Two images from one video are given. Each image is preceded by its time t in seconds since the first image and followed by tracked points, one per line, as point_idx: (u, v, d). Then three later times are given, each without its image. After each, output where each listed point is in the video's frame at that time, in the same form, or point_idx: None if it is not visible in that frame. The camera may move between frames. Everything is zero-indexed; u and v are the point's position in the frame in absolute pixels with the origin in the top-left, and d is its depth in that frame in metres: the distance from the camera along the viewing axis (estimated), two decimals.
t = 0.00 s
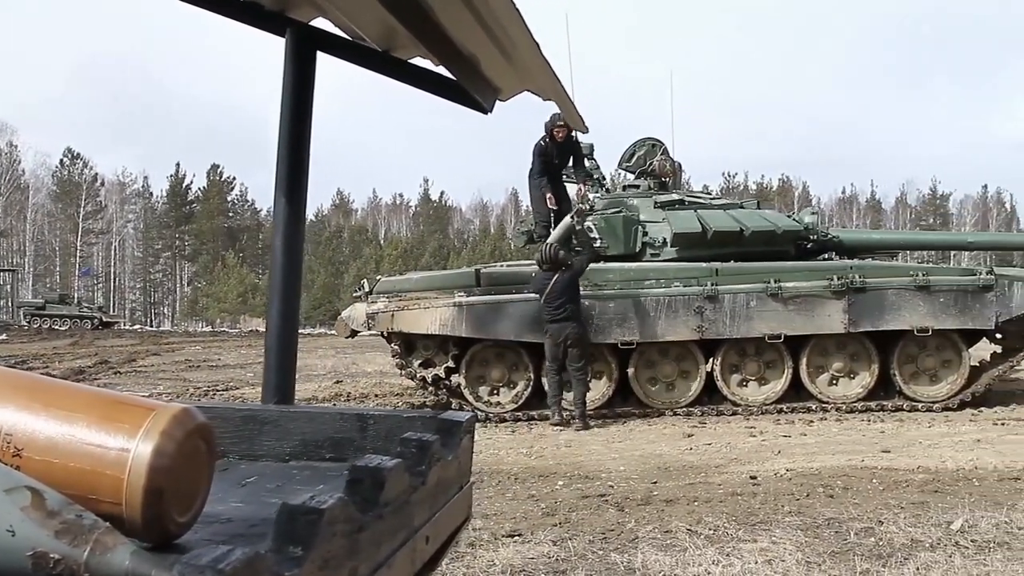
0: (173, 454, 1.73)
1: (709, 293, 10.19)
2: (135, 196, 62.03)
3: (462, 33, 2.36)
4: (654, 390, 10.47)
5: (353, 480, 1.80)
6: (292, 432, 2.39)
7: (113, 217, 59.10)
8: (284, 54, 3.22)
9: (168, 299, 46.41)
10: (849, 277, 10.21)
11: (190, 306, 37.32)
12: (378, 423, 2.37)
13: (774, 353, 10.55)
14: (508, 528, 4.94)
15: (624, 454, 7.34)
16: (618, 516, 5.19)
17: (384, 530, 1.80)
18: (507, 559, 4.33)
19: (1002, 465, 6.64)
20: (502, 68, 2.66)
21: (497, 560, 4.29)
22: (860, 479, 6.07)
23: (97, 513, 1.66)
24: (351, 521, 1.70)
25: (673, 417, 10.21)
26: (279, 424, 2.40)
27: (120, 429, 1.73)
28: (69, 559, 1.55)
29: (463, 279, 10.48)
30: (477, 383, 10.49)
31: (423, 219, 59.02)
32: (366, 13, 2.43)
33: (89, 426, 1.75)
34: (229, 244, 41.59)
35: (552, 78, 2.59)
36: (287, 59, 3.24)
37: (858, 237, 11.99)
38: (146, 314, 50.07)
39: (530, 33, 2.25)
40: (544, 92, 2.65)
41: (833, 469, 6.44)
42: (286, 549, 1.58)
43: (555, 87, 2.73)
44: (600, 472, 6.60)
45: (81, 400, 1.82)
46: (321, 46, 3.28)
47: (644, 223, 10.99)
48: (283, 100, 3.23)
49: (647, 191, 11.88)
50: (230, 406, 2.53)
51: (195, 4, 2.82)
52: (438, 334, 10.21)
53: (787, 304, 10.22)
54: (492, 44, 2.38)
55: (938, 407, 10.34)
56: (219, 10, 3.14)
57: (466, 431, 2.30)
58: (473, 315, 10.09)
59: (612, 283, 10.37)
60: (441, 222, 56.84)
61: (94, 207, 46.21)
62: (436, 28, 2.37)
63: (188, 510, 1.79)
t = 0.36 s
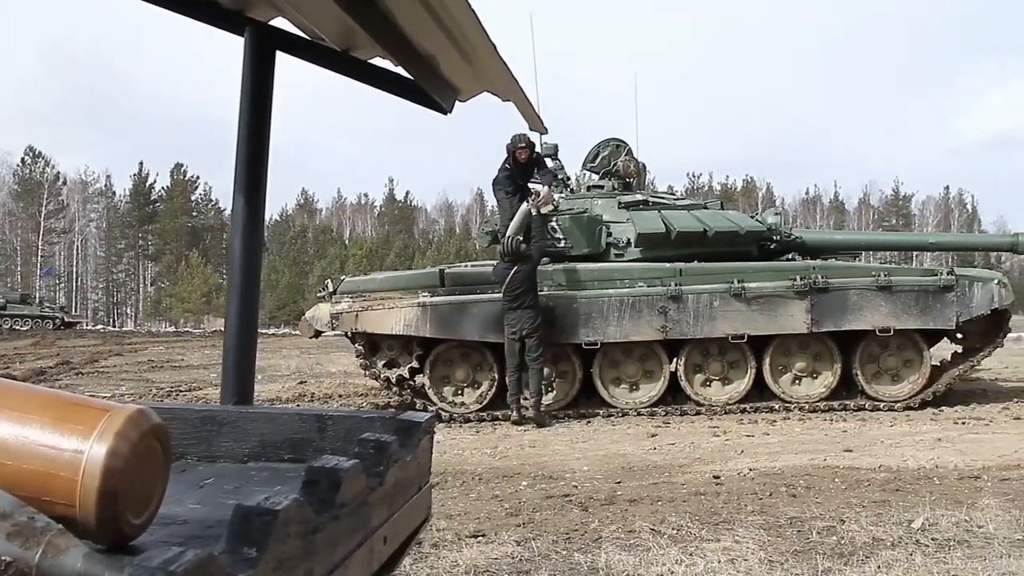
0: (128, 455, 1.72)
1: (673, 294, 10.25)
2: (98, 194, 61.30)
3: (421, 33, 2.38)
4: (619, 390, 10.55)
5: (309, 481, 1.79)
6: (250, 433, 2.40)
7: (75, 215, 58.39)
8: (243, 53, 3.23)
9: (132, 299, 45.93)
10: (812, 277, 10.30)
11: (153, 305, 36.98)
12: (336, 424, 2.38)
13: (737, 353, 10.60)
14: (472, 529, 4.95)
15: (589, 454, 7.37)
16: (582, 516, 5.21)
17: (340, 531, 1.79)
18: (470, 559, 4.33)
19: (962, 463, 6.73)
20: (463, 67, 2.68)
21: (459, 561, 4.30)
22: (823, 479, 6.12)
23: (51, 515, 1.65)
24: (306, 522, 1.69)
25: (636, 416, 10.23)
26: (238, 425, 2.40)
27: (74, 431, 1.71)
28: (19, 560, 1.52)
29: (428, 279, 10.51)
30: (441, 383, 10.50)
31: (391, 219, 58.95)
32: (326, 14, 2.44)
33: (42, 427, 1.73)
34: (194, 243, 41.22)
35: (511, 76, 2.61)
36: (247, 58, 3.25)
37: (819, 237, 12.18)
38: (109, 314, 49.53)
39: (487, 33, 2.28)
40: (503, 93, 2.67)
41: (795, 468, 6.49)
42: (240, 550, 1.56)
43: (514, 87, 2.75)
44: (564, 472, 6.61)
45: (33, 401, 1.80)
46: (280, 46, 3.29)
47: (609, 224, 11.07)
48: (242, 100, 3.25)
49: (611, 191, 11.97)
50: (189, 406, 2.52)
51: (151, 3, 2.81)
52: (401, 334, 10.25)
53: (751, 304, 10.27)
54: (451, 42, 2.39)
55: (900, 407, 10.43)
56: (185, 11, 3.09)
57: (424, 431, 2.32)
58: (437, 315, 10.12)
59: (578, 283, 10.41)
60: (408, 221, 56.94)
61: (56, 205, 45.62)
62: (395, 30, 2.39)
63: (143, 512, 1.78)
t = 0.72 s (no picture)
0: (95, 459, 1.70)
1: (646, 296, 10.28)
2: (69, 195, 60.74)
3: (388, 35, 2.38)
4: (592, 391, 10.58)
5: (277, 484, 1.79)
6: (220, 436, 2.41)
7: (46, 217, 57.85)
8: (212, 56, 3.23)
9: (104, 301, 45.57)
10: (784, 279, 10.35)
11: (126, 308, 36.71)
12: (307, 427, 2.40)
13: (711, 354, 10.64)
14: (445, 531, 4.95)
15: (562, 456, 7.38)
16: (554, 518, 5.22)
17: (308, 535, 1.79)
18: (443, 562, 4.33)
19: (933, 463, 6.78)
20: (431, 70, 2.69)
21: (432, 563, 4.30)
22: (795, 479, 6.15)
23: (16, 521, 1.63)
24: (273, 525, 1.68)
25: (610, 418, 10.25)
26: (208, 428, 2.41)
27: (40, 435, 1.69)
28: None
29: (401, 281, 10.52)
30: (415, 386, 10.50)
31: (366, 221, 58.89)
32: (295, 16, 2.45)
33: (6, 430, 1.70)
34: (168, 245, 40.97)
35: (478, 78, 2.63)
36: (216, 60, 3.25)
37: (792, 237, 12.19)
38: (81, 316, 49.08)
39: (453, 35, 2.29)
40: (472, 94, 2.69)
41: (768, 469, 6.53)
42: (205, 553, 1.54)
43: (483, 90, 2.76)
44: (537, 474, 6.63)
45: None
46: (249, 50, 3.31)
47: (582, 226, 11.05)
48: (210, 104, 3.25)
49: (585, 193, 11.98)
50: (160, 409, 2.53)
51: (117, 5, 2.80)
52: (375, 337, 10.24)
53: (723, 305, 10.31)
54: (418, 44, 2.41)
55: (871, 407, 10.48)
56: (149, 11, 3.14)
57: (394, 435, 2.33)
58: (411, 317, 10.10)
59: (550, 285, 10.45)
60: (382, 223, 56.98)
61: (26, 208, 45.18)
62: (362, 33, 2.40)
63: (110, 515, 1.76)
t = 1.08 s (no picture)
0: (57, 462, 1.67)
1: (617, 299, 10.30)
2: (38, 197, 60.08)
3: (352, 36, 2.38)
4: (564, 394, 10.59)
5: (240, 488, 1.78)
6: (186, 441, 2.41)
7: (15, 219, 57.24)
8: (177, 60, 3.25)
9: (73, 305, 45.15)
10: (755, 282, 10.42)
11: (96, 311, 36.39)
12: (273, 430, 2.41)
13: (682, 357, 10.70)
14: (417, 533, 4.96)
15: (534, 459, 7.39)
16: (525, 520, 5.23)
17: (273, 539, 1.79)
18: (414, 565, 4.34)
19: (902, 464, 6.84)
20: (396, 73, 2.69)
21: (402, 566, 4.31)
22: (765, 481, 6.18)
23: None
24: (236, 529, 1.67)
25: (582, 420, 10.27)
26: (173, 432, 2.41)
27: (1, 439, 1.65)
28: None
29: (373, 284, 10.52)
30: (387, 389, 10.47)
31: (340, 223, 58.77)
32: (257, 17, 2.44)
33: None
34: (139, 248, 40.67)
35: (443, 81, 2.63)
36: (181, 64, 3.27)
37: (763, 240, 12.20)
38: (49, 320, 48.56)
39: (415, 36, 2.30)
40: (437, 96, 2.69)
41: (739, 471, 6.56)
42: (167, 558, 1.52)
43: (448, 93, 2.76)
44: (509, 477, 6.63)
45: None
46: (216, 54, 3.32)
47: (554, 228, 11.07)
48: (177, 107, 3.26)
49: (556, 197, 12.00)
50: (128, 414, 2.53)
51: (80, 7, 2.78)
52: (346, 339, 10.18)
53: (694, 308, 10.35)
54: (382, 45, 2.41)
55: (841, 409, 10.54)
56: (114, 14, 3.13)
57: (360, 439, 2.34)
58: (382, 320, 10.09)
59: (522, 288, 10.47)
60: (355, 225, 56.94)
61: None
62: (326, 34, 2.40)
63: (71, 520, 1.72)
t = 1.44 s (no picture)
0: (16, 465, 1.65)
1: (588, 300, 10.32)
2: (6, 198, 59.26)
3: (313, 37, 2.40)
4: (535, 395, 10.60)
5: (202, 491, 1.78)
6: (148, 443, 2.41)
7: None
8: (142, 59, 3.25)
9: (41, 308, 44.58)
10: (725, 283, 10.47)
11: (64, 315, 35.99)
12: (237, 432, 2.41)
13: (653, 359, 10.72)
14: (387, 536, 4.94)
15: (505, 461, 7.38)
16: (495, 522, 5.22)
17: (233, 541, 1.78)
18: (381, 567, 4.35)
19: (870, 465, 6.88)
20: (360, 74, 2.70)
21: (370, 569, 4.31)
22: (736, 482, 6.21)
23: None
24: (196, 532, 1.66)
25: (553, 421, 10.32)
26: (136, 434, 2.41)
27: None
28: None
29: (343, 286, 10.50)
30: (357, 391, 10.46)
31: (314, 225, 58.50)
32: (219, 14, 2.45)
33: None
34: (109, 250, 40.28)
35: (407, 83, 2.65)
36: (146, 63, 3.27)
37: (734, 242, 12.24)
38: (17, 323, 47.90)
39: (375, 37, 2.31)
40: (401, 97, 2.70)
41: (709, 472, 6.59)
42: (124, 561, 1.51)
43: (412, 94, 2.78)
44: (480, 479, 6.62)
45: None
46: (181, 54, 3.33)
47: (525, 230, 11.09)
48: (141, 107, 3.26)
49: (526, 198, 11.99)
50: (92, 415, 2.53)
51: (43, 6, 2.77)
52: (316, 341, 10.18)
53: (665, 309, 10.39)
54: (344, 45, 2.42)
55: (811, 410, 10.61)
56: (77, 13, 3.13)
57: (324, 441, 2.35)
58: (353, 322, 10.08)
59: (493, 289, 10.48)
60: (328, 227, 56.72)
61: None
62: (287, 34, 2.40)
63: (28, 524, 1.71)
